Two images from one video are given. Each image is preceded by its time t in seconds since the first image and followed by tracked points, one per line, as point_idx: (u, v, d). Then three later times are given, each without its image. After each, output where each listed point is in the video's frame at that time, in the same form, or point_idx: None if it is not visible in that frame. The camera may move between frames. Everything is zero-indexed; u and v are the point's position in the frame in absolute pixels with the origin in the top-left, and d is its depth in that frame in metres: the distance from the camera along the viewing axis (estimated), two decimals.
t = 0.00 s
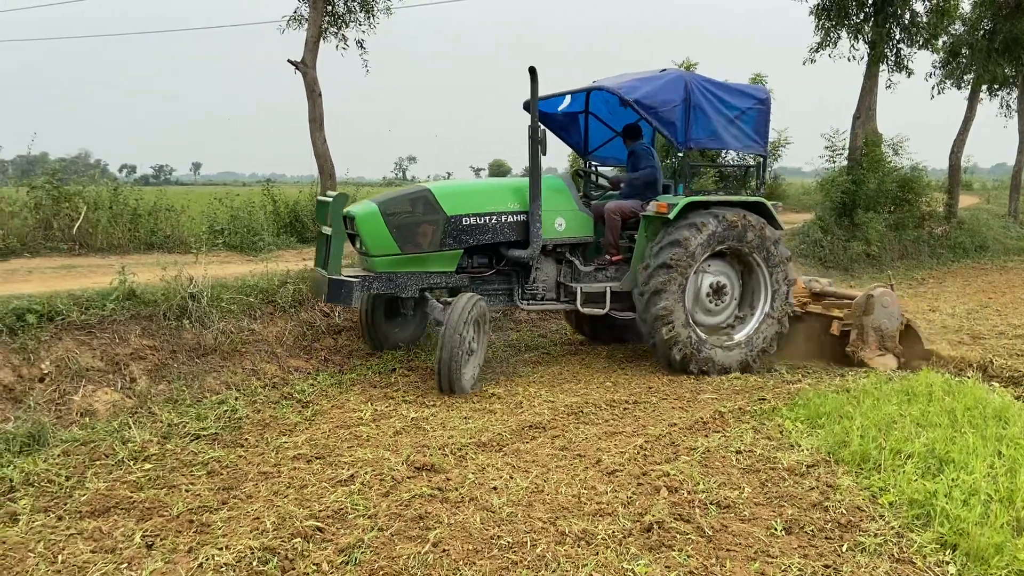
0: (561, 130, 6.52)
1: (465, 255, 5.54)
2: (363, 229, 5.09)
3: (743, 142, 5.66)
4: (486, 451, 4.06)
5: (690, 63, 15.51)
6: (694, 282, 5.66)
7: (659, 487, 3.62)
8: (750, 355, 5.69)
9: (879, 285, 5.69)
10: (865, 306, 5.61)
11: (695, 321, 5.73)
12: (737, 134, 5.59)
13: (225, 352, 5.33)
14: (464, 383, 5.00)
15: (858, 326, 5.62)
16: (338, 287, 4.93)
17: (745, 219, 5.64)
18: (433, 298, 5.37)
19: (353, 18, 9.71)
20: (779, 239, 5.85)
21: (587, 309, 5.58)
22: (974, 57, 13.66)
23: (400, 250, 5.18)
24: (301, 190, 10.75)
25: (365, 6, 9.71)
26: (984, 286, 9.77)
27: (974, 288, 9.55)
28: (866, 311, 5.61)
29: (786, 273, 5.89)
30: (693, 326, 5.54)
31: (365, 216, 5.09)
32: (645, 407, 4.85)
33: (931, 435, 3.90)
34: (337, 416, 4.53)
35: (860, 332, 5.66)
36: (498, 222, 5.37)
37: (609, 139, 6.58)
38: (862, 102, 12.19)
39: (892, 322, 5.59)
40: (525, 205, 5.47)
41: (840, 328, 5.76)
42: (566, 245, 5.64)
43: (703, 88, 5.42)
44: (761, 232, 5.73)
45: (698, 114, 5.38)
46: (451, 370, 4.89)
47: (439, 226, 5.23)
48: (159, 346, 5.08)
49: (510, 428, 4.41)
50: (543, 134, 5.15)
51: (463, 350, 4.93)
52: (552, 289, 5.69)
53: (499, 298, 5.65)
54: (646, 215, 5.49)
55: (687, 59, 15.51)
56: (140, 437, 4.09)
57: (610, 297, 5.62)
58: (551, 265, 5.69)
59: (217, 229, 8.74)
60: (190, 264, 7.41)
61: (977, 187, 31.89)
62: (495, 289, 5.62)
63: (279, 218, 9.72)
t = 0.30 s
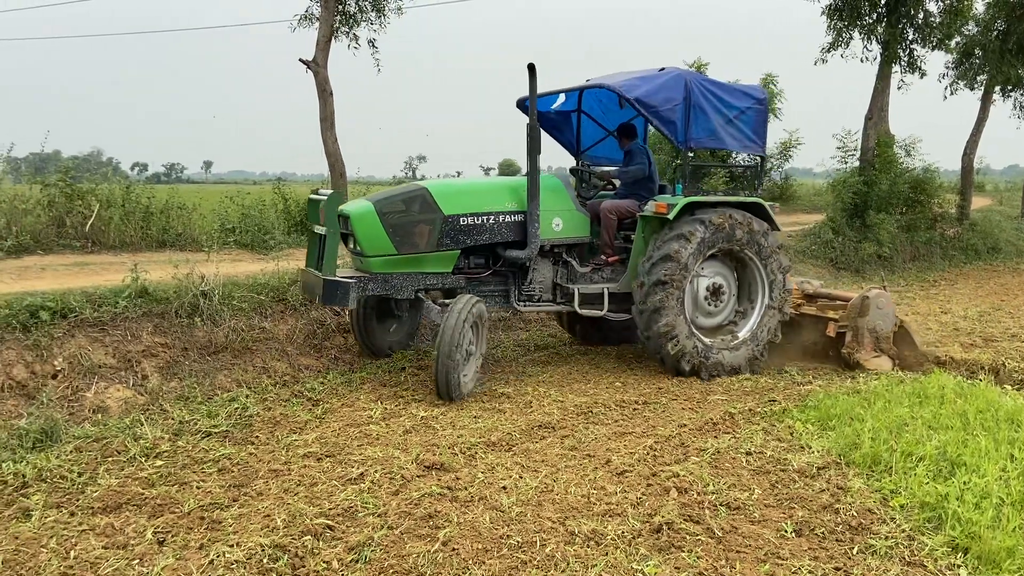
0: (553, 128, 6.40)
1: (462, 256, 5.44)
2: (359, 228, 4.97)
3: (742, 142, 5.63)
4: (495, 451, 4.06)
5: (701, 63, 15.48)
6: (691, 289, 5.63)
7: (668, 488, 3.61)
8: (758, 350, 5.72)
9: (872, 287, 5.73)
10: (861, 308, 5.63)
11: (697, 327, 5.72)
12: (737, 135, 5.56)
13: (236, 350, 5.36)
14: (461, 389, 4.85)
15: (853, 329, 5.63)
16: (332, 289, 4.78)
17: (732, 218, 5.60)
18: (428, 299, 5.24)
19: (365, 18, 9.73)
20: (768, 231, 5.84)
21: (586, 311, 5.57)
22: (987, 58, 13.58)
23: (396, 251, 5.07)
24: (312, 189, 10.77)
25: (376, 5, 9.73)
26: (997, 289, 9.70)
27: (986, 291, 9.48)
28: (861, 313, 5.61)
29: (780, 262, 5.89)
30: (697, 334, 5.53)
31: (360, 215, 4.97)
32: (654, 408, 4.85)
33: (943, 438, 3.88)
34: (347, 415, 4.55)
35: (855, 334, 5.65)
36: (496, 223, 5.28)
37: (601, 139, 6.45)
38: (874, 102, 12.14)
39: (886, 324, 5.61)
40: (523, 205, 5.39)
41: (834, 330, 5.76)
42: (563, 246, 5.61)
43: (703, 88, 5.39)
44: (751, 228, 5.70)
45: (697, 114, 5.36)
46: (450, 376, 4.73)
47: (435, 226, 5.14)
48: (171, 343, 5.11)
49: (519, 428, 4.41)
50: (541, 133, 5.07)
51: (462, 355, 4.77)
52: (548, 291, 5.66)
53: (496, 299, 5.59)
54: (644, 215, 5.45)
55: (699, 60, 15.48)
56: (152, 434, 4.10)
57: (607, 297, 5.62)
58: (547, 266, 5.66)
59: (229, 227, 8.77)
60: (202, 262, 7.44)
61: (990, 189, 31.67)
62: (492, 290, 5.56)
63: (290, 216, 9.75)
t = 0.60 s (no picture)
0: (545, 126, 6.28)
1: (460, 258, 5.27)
2: (357, 229, 4.76)
3: (742, 142, 5.59)
4: (506, 450, 4.07)
5: (714, 64, 15.46)
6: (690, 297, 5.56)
7: (680, 488, 3.61)
8: (763, 344, 5.75)
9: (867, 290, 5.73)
10: (856, 312, 5.63)
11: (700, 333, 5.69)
12: (738, 134, 5.52)
13: (249, 347, 5.39)
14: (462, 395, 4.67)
15: (849, 332, 5.64)
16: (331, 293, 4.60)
17: (722, 220, 5.47)
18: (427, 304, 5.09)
19: (378, 17, 9.75)
20: (759, 223, 5.73)
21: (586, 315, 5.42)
22: (1003, 59, 13.48)
23: (395, 253, 4.88)
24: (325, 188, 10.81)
25: (389, 5, 9.75)
26: (1012, 292, 9.62)
27: (1001, 293, 9.41)
28: (857, 316, 5.63)
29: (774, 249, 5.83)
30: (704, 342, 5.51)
31: (359, 214, 4.77)
32: (666, 408, 4.84)
33: (957, 441, 3.86)
34: (358, 413, 4.56)
35: (850, 337, 5.65)
36: (496, 224, 5.11)
37: (594, 136, 6.35)
38: (889, 103, 12.08)
39: (880, 326, 5.65)
40: (523, 205, 5.23)
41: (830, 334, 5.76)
42: (562, 247, 5.43)
43: (705, 87, 5.33)
44: (742, 226, 5.58)
45: (699, 113, 5.30)
46: (448, 381, 4.56)
47: (435, 228, 4.95)
48: (184, 340, 5.14)
49: (530, 428, 4.41)
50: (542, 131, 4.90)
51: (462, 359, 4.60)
52: (547, 293, 5.48)
53: (493, 301, 5.39)
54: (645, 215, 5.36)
55: (711, 60, 15.49)
56: (166, 430, 4.13)
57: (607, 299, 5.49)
58: (545, 267, 5.46)
59: (242, 226, 8.82)
60: (215, 260, 7.48)
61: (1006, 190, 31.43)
62: (490, 294, 5.37)
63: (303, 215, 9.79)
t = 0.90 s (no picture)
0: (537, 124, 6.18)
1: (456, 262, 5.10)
2: (352, 235, 4.49)
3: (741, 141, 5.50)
4: (520, 449, 4.07)
5: (730, 64, 15.43)
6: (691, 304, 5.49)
7: (694, 489, 3.60)
8: (770, 334, 5.73)
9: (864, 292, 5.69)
10: (853, 314, 5.58)
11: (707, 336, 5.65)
12: (737, 134, 5.43)
13: (265, 345, 5.42)
14: (461, 402, 4.57)
15: (846, 334, 5.59)
16: (328, 301, 4.37)
17: (710, 223, 5.35)
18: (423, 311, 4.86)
19: (393, 17, 9.78)
20: (749, 216, 5.61)
21: (585, 318, 5.35)
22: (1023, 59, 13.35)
23: (393, 259, 4.62)
24: (340, 187, 10.86)
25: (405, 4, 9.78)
26: None
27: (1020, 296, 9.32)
28: (854, 317, 5.57)
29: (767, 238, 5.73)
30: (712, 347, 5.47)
31: (355, 220, 4.48)
32: (681, 409, 4.82)
33: (974, 443, 3.83)
34: (373, 412, 4.57)
35: (847, 340, 5.61)
36: (494, 227, 4.94)
37: (586, 134, 6.26)
38: (907, 103, 12.00)
39: (877, 328, 5.60)
40: (520, 208, 5.07)
41: (828, 335, 5.71)
42: (560, 249, 5.32)
43: (705, 86, 5.21)
44: (732, 225, 5.46)
45: (700, 113, 5.19)
46: (448, 385, 4.47)
47: (433, 232, 4.73)
48: (201, 338, 5.18)
49: (544, 427, 4.41)
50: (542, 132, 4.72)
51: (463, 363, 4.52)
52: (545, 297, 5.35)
53: (491, 307, 5.20)
54: (644, 215, 5.28)
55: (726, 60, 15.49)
56: (183, 427, 4.16)
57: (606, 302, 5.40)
58: (543, 270, 5.33)
59: (258, 224, 8.87)
60: (232, 258, 7.53)
61: None
62: (488, 298, 5.20)
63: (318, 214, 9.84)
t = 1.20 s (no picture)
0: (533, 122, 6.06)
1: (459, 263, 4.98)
2: (353, 235, 4.43)
3: (745, 141, 5.40)
4: (536, 449, 4.07)
5: (749, 63, 15.37)
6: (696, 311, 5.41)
7: (711, 490, 3.59)
8: (778, 322, 5.69)
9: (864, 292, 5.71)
10: (854, 314, 5.60)
11: (717, 338, 5.60)
12: (742, 132, 5.33)
13: (284, 343, 5.46)
14: (467, 408, 4.44)
15: (848, 334, 5.60)
16: (330, 304, 4.21)
17: (700, 230, 5.21)
18: (424, 315, 4.74)
19: (412, 17, 9.80)
20: (740, 213, 5.47)
21: (587, 321, 5.24)
22: None
23: (394, 260, 4.55)
24: (359, 186, 10.90)
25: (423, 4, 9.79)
26: None
27: None
28: (856, 318, 5.59)
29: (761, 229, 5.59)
30: (725, 351, 5.44)
31: (359, 218, 4.44)
32: (698, 409, 4.82)
33: (995, 447, 3.79)
34: (390, 410, 4.59)
35: (849, 340, 5.62)
36: (497, 228, 4.84)
37: (582, 133, 6.15)
38: (928, 102, 11.89)
39: (878, 328, 5.63)
40: (523, 209, 4.97)
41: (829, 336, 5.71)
42: (563, 250, 5.23)
43: (710, 84, 5.11)
44: (724, 228, 5.33)
45: (704, 111, 5.08)
46: (453, 392, 4.34)
47: (436, 233, 4.65)
48: (220, 336, 5.22)
49: (561, 426, 4.42)
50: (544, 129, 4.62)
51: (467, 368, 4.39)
52: (547, 299, 5.26)
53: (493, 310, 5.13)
54: (648, 215, 5.19)
55: (745, 60, 15.47)
56: (202, 424, 4.20)
57: (609, 305, 5.27)
58: (545, 272, 5.24)
59: (277, 223, 8.93)
60: (251, 256, 7.59)
61: None
62: (489, 301, 5.09)
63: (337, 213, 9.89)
